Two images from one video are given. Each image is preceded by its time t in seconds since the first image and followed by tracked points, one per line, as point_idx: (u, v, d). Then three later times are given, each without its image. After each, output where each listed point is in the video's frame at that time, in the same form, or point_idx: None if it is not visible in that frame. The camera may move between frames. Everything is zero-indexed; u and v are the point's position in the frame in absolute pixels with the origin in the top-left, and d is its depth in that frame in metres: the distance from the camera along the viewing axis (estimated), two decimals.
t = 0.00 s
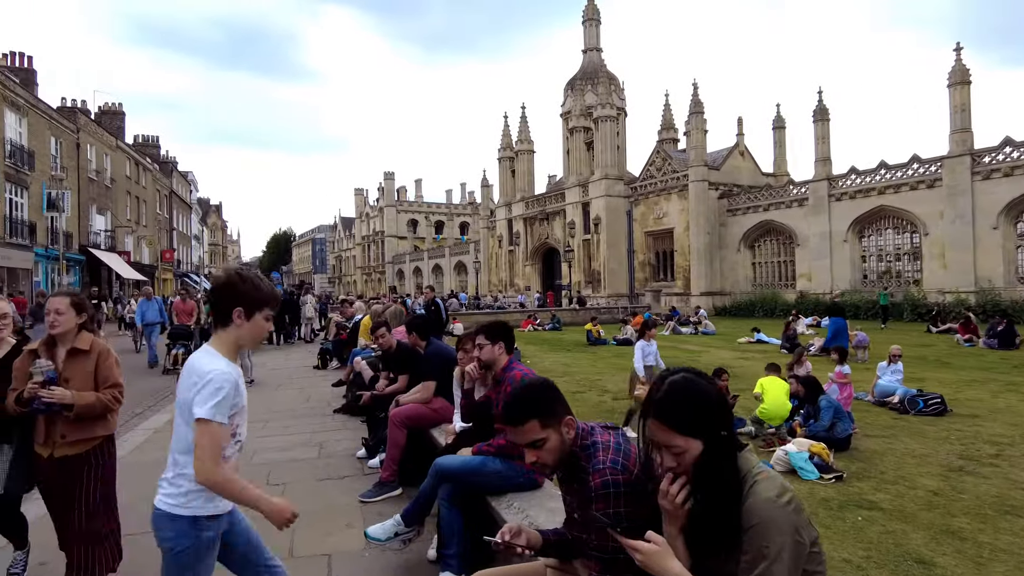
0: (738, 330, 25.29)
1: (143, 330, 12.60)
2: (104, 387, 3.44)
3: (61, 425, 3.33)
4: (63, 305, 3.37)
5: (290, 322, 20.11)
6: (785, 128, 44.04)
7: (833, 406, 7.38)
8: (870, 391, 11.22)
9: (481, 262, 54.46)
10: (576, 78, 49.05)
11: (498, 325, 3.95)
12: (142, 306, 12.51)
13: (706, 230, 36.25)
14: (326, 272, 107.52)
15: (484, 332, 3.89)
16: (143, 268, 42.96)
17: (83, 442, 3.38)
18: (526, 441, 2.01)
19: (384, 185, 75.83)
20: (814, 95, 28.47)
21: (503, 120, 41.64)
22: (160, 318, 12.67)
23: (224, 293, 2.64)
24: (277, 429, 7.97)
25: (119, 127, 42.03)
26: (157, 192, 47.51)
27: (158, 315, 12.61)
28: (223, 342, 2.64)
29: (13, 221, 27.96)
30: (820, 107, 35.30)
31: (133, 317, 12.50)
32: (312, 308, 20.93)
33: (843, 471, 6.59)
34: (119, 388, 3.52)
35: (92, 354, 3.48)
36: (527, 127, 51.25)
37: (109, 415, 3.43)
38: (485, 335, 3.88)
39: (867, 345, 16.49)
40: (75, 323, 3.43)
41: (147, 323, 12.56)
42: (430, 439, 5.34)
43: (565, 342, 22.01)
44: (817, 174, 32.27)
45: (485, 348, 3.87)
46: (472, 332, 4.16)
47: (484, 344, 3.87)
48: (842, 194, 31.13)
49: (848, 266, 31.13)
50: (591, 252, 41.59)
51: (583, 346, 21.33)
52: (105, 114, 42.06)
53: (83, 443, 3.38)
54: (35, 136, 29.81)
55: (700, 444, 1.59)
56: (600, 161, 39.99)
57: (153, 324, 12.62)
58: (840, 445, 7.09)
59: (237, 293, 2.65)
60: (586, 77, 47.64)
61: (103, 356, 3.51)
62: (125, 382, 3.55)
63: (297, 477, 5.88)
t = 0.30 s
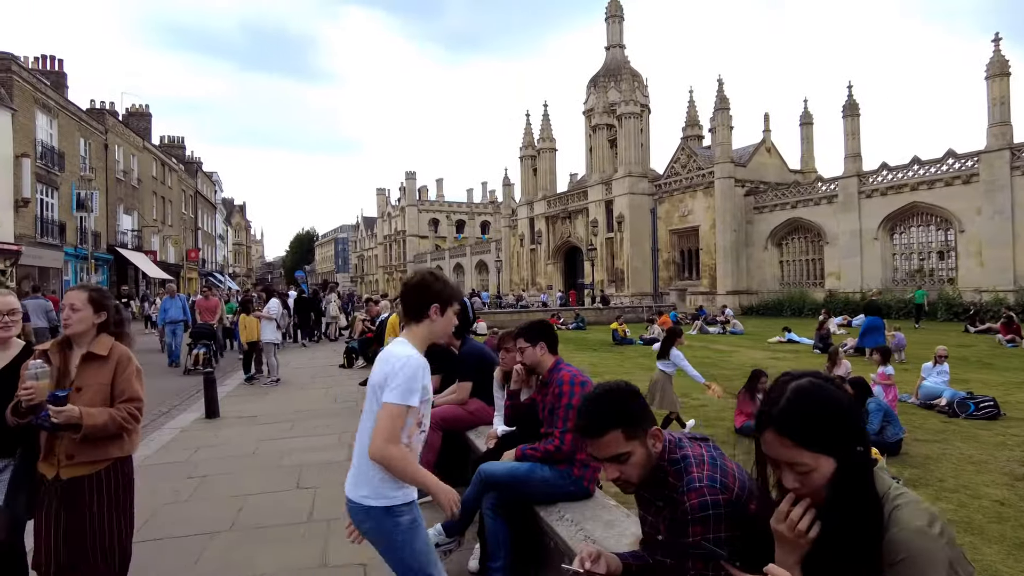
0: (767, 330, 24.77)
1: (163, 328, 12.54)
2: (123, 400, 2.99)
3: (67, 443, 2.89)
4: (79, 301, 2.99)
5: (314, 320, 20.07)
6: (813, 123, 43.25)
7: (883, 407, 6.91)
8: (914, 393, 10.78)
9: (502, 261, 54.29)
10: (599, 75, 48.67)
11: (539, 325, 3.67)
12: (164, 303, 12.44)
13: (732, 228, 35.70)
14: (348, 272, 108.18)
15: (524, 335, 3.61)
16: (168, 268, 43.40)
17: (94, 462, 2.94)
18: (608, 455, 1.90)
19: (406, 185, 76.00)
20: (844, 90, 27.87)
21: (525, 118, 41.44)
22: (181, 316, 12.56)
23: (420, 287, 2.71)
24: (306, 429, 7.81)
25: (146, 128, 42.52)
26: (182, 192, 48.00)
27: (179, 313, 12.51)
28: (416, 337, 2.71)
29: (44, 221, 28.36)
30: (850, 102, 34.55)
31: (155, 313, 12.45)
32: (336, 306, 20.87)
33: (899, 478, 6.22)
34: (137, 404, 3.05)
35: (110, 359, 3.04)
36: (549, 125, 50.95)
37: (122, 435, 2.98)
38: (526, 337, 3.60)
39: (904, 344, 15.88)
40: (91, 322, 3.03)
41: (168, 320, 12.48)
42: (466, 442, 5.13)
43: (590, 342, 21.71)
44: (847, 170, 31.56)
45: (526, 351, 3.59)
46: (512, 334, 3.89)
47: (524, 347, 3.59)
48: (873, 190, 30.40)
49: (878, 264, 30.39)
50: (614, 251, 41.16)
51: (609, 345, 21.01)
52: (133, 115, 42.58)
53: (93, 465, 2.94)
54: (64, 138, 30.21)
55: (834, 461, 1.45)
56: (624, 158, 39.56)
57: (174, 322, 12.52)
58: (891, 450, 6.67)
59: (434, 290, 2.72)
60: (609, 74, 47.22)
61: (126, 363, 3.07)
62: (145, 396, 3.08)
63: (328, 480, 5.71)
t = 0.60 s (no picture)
0: (792, 328, 24.24)
1: (175, 327, 12.34)
2: (106, 427, 2.58)
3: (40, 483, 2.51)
4: (56, 309, 2.62)
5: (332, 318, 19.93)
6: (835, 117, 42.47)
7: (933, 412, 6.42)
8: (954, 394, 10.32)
9: (518, 259, 53.97)
10: (616, 70, 48.20)
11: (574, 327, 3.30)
12: (177, 302, 12.23)
13: (753, 224, 35.13)
14: (365, 269, 108.44)
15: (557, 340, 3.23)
16: (186, 266, 43.60)
17: (75, 503, 2.57)
18: (699, 489, 1.73)
19: (421, 182, 75.94)
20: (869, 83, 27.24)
21: (542, 114, 41.06)
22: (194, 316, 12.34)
23: (583, 290, 2.91)
24: (324, 431, 7.56)
25: (164, 127, 42.68)
26: (199, 190, 48.18)
27: (192, 313, 12.29)
28: (572, 337, 2.91)
29: (63, 220, 28.50)
30: (874, 95, 33.81)
31: (168, 311, 12.25)
32: (353, 304, 20.69)
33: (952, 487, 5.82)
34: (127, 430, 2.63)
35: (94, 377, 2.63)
36: (566, 121, 50.52)
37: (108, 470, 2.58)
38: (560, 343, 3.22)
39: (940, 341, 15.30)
40: (71, 336, 2.65)
41: (179, 320, 12.27)
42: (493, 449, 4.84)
43: (610, 340, 21.36)
44: (871, 165, 30.87)
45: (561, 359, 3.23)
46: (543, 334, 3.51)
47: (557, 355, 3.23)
48: (897, 185, 29.68)
49: (903, 260, 29.69)
50: (632, 248, 40.71)
51: (630, 344, 20.64)
52: (151, 115, 42.75)
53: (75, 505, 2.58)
54: (84, 137, 30.31)
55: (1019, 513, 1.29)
56: (642, 154, 39.06)
57: (186, 321, 12.32)
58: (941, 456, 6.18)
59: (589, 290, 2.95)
60: (627, 69, 46.70)
61: (114, 381, 2.67)
62: (134, 421, 2.64)
63: (349, 487, 5.45)
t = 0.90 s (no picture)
0: (811, 328, 23.80)
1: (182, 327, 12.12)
2: (67, 460, 2.11)
3: None
4: None
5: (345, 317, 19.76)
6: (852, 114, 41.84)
7: (980, 420, 6.09)
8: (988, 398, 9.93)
9: (530, 258, 53.72)
10: (629, 68, 47.81)
11: (611, 328, 2.98)
12: (183, 302, 12.00)
13: (769, 222, 34.66)
14: (376, 269, 108.48)
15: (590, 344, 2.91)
16: (199, 266, 43.72)
17: (35, 564, 2.09)
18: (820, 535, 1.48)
19: (432, 182, 75.87)
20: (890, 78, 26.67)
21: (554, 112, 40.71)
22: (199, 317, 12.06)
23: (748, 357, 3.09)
24: (337, 436, 7.30)
25: (177, 127, 42.76)
26: (212, 190, 48.28)
27: (198, 314, 12.02)
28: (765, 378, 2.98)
29: (77, 220, 28.50)
30: (893, 90, 33.20)
31: (175, 310, 12.03)
32: (366, 303, 20.49)
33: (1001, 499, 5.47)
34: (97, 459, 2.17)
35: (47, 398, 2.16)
36: (578, 119, 50.22)
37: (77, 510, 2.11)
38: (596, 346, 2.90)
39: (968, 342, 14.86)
40: (13, 348, 2.17)
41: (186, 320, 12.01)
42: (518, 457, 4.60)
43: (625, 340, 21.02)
44: (889, 161, 30.34)
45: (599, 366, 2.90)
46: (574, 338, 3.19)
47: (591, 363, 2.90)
48: (917, 181, 29.14)
49: (923, 259, 29.14)
50: (645, 247, 40.35)
51: (646, 344, 20.31)
52: (163, 115, 42.85)
53: (37, 561, 2.10)
54: (97, 137, 30.29)
55: None
56: (655, 152, 38.69)
57: (193, 322, 12.07)
58: (988, 466, 5.86)
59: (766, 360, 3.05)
60: (639, 67, 46.35)
61: (71, 401, 2.18)
62: (101, 447, 2.18)
63: (364, 496, 5.18)
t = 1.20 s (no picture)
0: (824, 328, 23.42)
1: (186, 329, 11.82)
2: None
3: None
4: None
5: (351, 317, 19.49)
6: (862, 112, 41.37)
7: None
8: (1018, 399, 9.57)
9: (536, 258, 53.41)
10: (636, 66, 47.50)
11: (661, 323, 2.74)
12: (184, 302, 11.71)
13: (778, 221, 34.26)
14: (381, 268, 108.30)
15: (643, 341, 2.66)
16: (204, 265, 43.54)
17: None
18: None
19: (437, 181, 75.66)
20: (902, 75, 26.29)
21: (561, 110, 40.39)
22: (201, 318, 11.88)
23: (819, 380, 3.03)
24: (347, 439, 7.01)
25: (182, 126, 42.60)
26: (217, 189, 48.12)
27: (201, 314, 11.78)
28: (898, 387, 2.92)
29: (82, 219, 28.33)
30: (905, 87, 32.73)
31: (177, 310, 11.72)
32: (373, 303, 20.21)
33: None
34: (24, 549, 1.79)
35: None
36: (584, 117, 49.88)
37: None
38: (651, 343, 2.65)
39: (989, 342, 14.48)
40: None
41: (189, 321, 11.72)
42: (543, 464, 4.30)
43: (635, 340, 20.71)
44: (901, 160, 29.92)
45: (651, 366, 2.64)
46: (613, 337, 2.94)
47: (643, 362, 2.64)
48: (930, 180, 28.71)
49: (936, 258, 28.71)
50: (653, 246, 40.00)
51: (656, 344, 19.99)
52: (168, 114, 42.65)
53: None
54: (102, 136, 30.12)
55: None
56: (663, 150, 38.31)
57: (195, 322, 11.78)
58: None
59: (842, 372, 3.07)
60: (647, 65, 46.01)
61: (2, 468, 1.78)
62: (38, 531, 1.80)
63: (378, 504, 4.90)
